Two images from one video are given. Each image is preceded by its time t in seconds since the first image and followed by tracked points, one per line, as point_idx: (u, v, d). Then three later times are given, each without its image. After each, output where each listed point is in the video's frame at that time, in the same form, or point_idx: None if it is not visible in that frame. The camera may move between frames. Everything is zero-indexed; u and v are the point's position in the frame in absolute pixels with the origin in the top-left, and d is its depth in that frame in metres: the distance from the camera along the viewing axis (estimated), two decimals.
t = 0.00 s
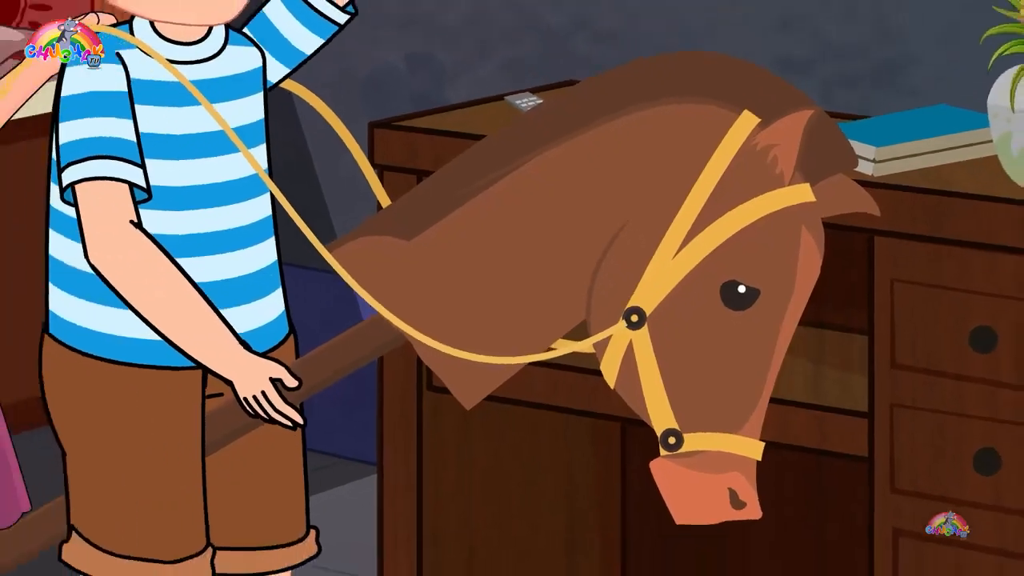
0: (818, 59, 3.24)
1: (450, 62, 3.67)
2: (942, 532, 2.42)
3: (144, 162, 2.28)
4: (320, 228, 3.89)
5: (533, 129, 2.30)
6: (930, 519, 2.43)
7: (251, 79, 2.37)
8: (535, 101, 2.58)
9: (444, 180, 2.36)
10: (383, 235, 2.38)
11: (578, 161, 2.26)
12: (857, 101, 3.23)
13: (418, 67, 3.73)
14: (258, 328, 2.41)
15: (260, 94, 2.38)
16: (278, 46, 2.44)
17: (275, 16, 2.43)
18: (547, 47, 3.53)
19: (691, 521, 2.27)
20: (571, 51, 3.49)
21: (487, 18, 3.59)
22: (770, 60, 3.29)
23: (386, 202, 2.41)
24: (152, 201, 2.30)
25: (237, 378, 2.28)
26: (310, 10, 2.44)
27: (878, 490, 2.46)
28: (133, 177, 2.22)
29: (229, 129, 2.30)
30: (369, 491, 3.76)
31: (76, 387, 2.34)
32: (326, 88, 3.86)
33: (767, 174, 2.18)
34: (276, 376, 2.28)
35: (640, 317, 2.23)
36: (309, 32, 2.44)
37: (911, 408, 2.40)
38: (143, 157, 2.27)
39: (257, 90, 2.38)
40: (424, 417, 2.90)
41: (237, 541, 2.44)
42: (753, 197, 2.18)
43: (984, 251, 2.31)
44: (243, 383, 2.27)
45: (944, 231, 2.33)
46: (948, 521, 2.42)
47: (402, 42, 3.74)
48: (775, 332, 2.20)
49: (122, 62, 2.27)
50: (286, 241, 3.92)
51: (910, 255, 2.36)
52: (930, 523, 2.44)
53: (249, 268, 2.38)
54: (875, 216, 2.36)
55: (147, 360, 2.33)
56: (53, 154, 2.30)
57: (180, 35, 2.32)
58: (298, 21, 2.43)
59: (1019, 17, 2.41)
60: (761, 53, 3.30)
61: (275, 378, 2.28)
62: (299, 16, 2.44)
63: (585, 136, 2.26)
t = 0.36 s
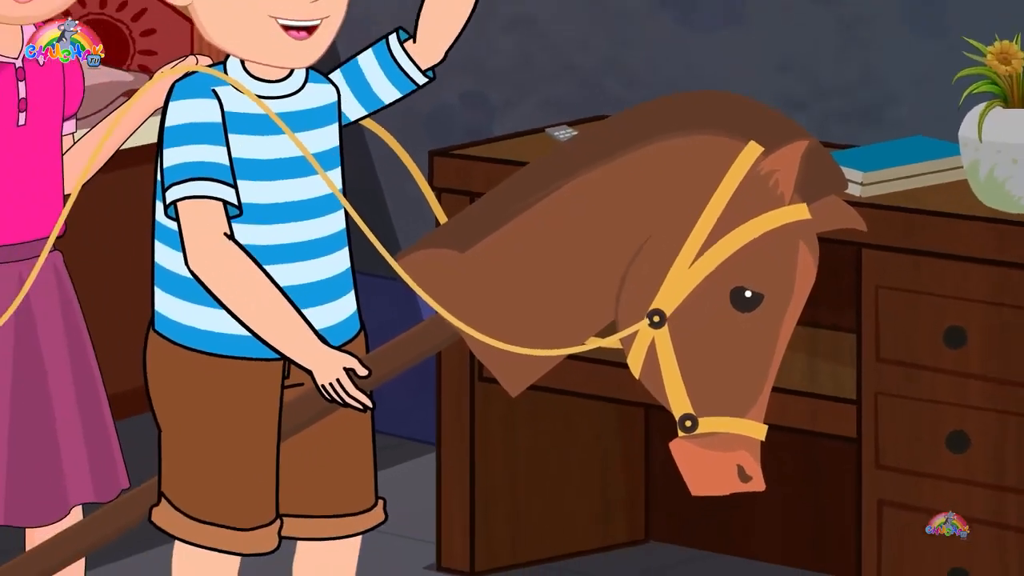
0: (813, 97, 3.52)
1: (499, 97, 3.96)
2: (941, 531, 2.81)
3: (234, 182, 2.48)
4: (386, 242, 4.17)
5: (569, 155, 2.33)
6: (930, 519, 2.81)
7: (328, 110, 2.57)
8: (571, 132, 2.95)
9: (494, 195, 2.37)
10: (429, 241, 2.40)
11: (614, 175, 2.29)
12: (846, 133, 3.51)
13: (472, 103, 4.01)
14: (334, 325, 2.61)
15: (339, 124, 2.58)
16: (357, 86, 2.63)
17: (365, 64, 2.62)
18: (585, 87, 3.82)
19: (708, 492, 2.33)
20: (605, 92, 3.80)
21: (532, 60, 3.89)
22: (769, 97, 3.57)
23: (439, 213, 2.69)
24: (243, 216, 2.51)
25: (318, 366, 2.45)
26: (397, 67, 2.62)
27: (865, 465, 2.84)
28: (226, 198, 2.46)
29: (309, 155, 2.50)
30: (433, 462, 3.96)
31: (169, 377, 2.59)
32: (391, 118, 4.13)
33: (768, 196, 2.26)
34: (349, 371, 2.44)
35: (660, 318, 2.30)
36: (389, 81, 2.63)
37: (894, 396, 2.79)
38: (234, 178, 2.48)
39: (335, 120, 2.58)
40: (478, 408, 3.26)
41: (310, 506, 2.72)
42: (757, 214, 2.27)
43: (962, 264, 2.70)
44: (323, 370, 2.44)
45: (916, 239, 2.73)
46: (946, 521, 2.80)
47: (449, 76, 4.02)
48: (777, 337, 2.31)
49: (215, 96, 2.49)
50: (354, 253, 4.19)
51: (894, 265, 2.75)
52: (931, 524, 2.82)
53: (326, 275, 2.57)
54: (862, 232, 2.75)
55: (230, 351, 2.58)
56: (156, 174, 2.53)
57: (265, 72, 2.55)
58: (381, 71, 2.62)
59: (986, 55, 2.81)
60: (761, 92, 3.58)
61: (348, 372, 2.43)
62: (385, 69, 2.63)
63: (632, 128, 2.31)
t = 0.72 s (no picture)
0: (808, 125, 3.89)
1: (534, 127, 4.37)
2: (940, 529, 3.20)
3: (303, 199, 2.85)
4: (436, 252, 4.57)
5: (596, 177, 2.62)
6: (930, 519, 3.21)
7: (385, 137, 2.95)
8: (598, 157, 3.34)
9: (529, 214, 2.69)
10: (470, 256, 2.72)
11: (644, 193, 2.58)
12: (839, 156, 3.87)
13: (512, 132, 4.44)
14: (392, 327, 2.98)
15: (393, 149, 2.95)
16: (409, 117, 3.00)
17: (414, 95, 3.00)
18: (611, 119, 4.22)
19: (711, 471, 2.56)
20: (629, 122, 4.18)
21: (564, 94, 4.29)
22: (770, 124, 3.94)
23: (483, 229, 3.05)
24: (312, 230, 2.89)
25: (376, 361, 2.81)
26: (441, 95, 3.01)
27: (855, 448, 3.25)
28: (295, 213, 2.83)
29: (369, 176, 2.87)
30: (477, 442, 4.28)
31: (252, 370, 2.95)
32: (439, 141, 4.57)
33: (772, 211, 2.53)
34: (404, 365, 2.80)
35: (676, 318, 2.56)
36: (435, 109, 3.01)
37: (882, 387, 3.19)
38: (303, 196, 2.85)
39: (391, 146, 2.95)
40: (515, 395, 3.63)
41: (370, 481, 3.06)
42: (762, 225, 2.53)
43: (940, 271, 3.09)
44: (381, 366, 2.80)
45: (900, 250, 3.13)
46: (946, 521, 3.19)
47: (494, 105, 4.44)
48: (779, 336, 2.56)
49: (287, 126, 2.86)
50: (409, 257, 4.45)
51: (883, 272, 3.15)
52: (931, 522, 3.21)
53: (385, 281, 2.95)
54: (854, 244, 3.15)
55: (302, 347, 2.93)
56: (236, 193, 2.91)
57: (328, 104, 2.91)
58: (428, 100, 3.00)
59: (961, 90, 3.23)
60: (763, 120, 3.95)
61: (403, 364, 2.80)
62: (431, 99, 3.01)
63: (658, 148, 2.60)
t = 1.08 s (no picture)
0: (806, 146, 4.26)
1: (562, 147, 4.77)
2: (940, 528, 3.57)
3: (357, 214, 3.25)
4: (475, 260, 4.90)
5: (618, 195, 2.98)
6: (931, 518, 3.58)
7: (429, 159, 3.33)
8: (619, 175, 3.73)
9: (558, 227, 3.06)
10: (507, 264, 3.08)
11: (661, 207, 2.95)
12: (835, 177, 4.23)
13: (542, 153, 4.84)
14: (436, 327, 3.37)
15: (436, 169, 3.34)
16: (448, 137, 3.40)
17: (451, 118, 3.40)
18: (630, 143, 4.61)
19: (719, 452, 2.95)
20: (646, 145, 4.57)
21: (590, 118, 4.69)
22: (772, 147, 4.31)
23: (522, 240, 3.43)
24: (365, 241, 3.28)
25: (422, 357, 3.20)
26: (475, 117, 3.40)
27: (848, 433, 3.65)
28: (349, 226, 3.22)
29: (415, 194, 3.26)
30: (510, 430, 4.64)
31: (314, 365, 3.36)
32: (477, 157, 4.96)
33: (774, 224, 2.90)
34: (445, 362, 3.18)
35: (688, 318, 2.94)
36: (470, 129, 3.40)
37: (871, 379, 3.60)
38: (357, 211, 3.24)
39: (434, 166, 3.34)
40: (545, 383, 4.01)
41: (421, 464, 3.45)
42: (762, 239, 2.90)
43: (922, 275, 3.49)
44: (426, 361, 3.18)
45: (886, 258, 3.53)
46: (946, 521, 3.56)
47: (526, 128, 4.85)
48: (780, 334, 2.94)
49: (343, 148, 3.25)
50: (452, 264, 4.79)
51: (873, 278, 3.55)
52: (932, 522, 3.58)
53: (429, 286, 3.34)
54: (846, 252, 3.55)
55: (359, 345, 3.32)
56: (298, 208, 3.31)
57: (381, 129, 3.30)
58: (464, 121, 3.39)
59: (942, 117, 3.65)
60: (767, 142, 4.33)
61: (446, 360, 3.18)
62: (466, 120, 3.40)
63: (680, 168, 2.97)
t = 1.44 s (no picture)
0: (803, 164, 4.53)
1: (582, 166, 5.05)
2: (940, 529, 3.95)
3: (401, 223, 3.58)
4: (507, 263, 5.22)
5: (635, 207, 3.27)
6: (931, 519, 3.96)
7: (464, 174, 3.68)
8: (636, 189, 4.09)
9: (583, 237, 3.35)
10: (536, 270, 3.38)
11: (672, 220, 3.23)
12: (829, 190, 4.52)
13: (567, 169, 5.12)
14: (472, 326, 3.70)
15: (471, 183, 3.68)
16: (491, 160, 3.74)
17: (498, 144, 3.74)
18: (645, 161, 4.90)
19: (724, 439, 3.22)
20: (661, 163, 4.84)
21: (610, 139, 4.97)
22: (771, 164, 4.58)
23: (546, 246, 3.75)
24: (407, 247, 3.62)
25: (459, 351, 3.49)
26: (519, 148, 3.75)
27: (842, 422, 4.05)
28: (393, 234, 3.55)
29: (452, 205, 3.61)
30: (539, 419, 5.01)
31: (362, 362, 3.69)
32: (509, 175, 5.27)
33: (775, 233, 3.17)
34: (477, 359, 3.46)
35: (697, 318, 3.21)
36: (511, 156, 3.74)
37: (863, 373, 3.99)
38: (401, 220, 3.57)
39: (469, 181, 3.68)
40: (569, 379, 4.35)
41: (452, 450, 3.78)
42: (763, 247, 3.16)
43: (908, 280, 3.89)
44: (463, 354, 3.48)
45: (876, 264, 3.92)
46: (946, 522, 3.94)
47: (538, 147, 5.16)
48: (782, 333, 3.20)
49: (388, 164, 3.59)
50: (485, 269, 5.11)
51: (865, 283, 3.94)
52: (932, 522, 3.97)
53: (465, 289, 3.67)
54: (842, 259, 3.95)
55: (403, 343, 3.65)
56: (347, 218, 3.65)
57: (422, 147, 3.67)
58: (508, 150, 3.73)
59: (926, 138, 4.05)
60: (767, 159, 4.59)
61: (479, 354, 3.47)
62: (510, 149, 3.75)
63: (688, 185, 3.25)
